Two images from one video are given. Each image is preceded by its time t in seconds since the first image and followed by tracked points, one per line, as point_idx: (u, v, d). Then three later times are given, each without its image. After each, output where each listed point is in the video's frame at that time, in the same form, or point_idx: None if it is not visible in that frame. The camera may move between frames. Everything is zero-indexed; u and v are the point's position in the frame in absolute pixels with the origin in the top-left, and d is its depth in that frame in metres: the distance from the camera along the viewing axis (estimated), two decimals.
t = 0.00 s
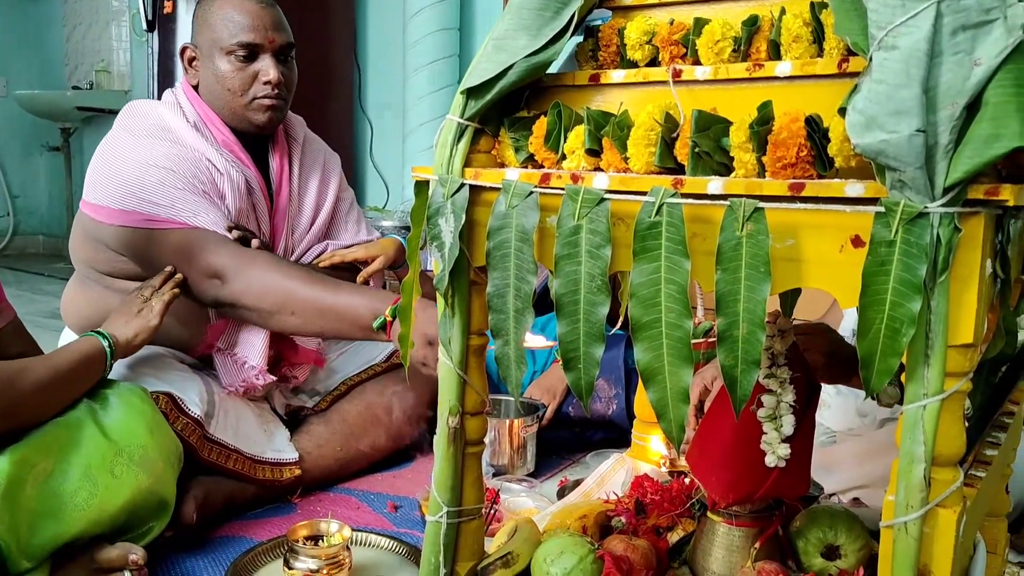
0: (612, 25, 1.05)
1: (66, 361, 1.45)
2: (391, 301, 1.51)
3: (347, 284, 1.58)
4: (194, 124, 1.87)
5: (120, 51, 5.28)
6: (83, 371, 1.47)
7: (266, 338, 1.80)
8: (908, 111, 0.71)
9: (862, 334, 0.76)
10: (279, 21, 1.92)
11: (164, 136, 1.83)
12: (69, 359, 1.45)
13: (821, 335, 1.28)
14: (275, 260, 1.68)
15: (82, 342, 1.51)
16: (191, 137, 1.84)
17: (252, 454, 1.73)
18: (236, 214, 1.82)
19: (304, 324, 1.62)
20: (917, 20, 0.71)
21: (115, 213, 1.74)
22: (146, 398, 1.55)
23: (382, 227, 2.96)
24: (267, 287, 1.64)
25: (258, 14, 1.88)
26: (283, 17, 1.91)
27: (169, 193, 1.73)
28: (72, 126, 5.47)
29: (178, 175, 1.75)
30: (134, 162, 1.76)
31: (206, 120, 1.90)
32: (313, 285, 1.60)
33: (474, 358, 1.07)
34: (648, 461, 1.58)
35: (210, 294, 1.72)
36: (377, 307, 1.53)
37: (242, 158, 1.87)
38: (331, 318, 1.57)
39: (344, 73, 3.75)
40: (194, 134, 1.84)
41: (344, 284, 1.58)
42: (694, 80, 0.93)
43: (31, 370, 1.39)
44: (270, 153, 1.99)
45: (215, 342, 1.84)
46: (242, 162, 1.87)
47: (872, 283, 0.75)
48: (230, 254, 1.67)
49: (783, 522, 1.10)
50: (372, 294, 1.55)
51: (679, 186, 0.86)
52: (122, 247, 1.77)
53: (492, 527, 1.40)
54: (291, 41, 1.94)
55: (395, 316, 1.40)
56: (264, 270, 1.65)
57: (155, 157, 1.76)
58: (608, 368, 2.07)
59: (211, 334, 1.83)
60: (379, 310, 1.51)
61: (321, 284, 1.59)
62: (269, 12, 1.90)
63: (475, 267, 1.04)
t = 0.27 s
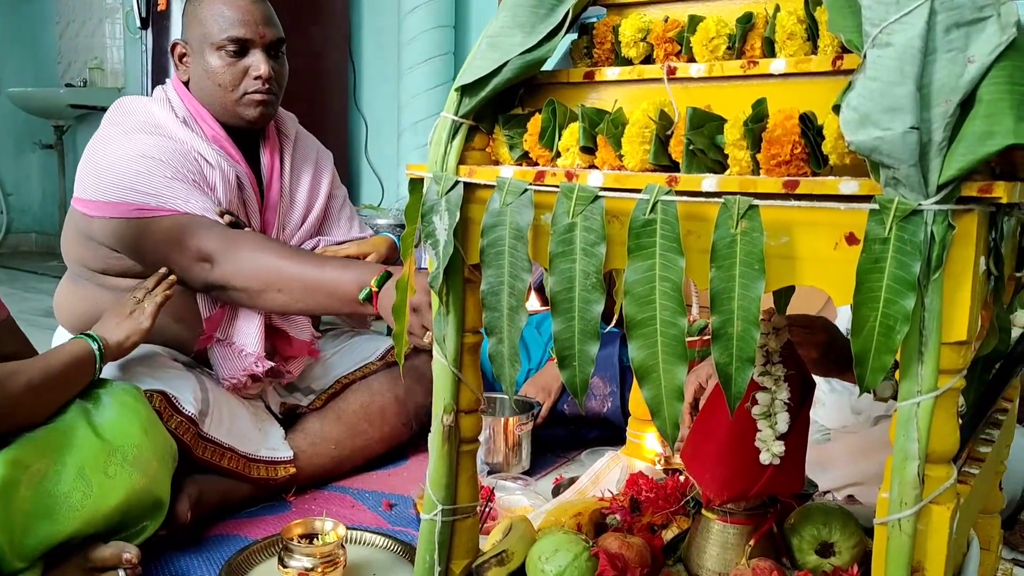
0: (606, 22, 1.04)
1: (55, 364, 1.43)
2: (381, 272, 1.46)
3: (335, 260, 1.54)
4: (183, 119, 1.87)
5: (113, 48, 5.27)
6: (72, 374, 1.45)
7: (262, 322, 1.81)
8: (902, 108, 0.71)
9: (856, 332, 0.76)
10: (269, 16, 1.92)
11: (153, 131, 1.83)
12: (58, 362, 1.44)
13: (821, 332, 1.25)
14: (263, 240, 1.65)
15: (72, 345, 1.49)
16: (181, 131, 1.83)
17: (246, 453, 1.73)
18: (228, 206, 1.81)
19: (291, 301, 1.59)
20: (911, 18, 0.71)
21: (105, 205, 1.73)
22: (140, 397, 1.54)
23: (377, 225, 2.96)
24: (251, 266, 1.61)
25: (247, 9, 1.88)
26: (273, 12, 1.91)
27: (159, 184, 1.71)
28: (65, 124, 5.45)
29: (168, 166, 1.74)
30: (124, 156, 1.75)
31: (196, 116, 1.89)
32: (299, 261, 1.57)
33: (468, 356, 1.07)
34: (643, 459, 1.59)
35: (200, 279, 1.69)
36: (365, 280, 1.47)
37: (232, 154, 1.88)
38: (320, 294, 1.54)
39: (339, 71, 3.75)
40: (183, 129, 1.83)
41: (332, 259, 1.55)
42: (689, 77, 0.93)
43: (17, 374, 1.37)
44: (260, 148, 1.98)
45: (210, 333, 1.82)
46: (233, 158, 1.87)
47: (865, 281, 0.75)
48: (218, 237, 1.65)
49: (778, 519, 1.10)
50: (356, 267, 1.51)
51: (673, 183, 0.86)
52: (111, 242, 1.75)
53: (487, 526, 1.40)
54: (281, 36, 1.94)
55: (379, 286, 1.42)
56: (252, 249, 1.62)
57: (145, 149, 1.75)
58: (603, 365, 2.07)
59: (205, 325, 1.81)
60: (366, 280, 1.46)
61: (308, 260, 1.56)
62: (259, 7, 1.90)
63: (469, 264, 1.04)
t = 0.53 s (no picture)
0: (603, 21, 1.05)
1: (43, 368, 1.42)
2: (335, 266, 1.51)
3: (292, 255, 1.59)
4: (173, 117, 1.87)
5: (109, 46, 5.26)
6: (62, 377, 1.44)
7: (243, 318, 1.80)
8: (897, 106, 0.71)
9: (852, 329, 0.76)
10: (261, 13, 1.92)
11: (142, 127, 1.83)
12: (46, 365, 1.43)
13: (816, 327, 1.25)
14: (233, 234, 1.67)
15: (59, 348, 1.48)
16: (170, 127, 1.83)
17: (242, 451, 1.73)
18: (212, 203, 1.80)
19: (252, 295, 1.62)
20: (906, 16, 0.72)
21: (90, 200, 1.73)
22: (135, 396, 1.54)
23: (374, 223, 2.96)
24: (214, 261, 1.64)
25: (239, 5, 1.87)
26: (265, 9, 1.91)
27: (143, 178, 1.71)
28: (61, 122, 5.44)
29: (154, 162, 1.74)
30: (111, 152, 1.75)
31: (186, 113, 1.89)
32: (262, 257, 1.60)
33: (465, 354, 1.07)
34: (639, 457, 1.59)
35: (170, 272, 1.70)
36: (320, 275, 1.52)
37: (222, 151, 1.88)
38: (278, 290, 1.58)
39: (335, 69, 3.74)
40: (172, 126, 1.83)
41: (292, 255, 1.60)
42: (686, 76, 0.93)
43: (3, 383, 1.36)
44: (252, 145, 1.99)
45: (191, 331, 1.79)
46: (222, 155, 1.87)
47: (861, 279, 0.76)
48: (189, 230, 1.66)
49: (774, 516, 1.10)
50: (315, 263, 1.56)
51: (669, 181, 0.86)
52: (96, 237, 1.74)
53: (483, 523, 1.40)
54: (273, 33, 1.94)
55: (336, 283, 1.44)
56: (220, 243, 1.64)
57: (132, 145, 1.76)
58: (599, 364, 2.08)
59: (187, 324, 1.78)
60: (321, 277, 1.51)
61: (267, 255, 1.60)
62: (252, 4, 1.90)
63: (466, 262, 1.04)
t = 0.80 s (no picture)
0: (600, 18, 1.05)
1: (37, 369, 1.42)
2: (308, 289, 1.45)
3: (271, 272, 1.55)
4: (168, 115, 1.86)
5: (107, 44, 5.25)
6: (56, 379, 1.44)
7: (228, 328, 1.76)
8: (895, 102, 0.71)
9: (850, 327, 0.76)
10: (258, 10, 1.91)
11: (137, 125, 1.82)
12: (41, 368, 1.42)
13: (811, 327, 1.25)
14: (215, 245, 1.65)
15: (52, 350, 1.47)
16: (165, 126, 1.82)
17: (240, 450, 1.72)
18: (205, 204, 1.79)
19: (225, 310, 1.58)
20: (905, 13, 0.72)
21: (81, 200, 1.72)
22: (133, 395, 1.53)
23: (371, 221, 2.95)
24: (194, 271, 1.61)
25: (236, 3, 1.87)
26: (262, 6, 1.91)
27: (134, 180, 1.71)
28: (59, 121, 5.43)
29: (147, 162, 1.73)
30: (105, 151, 1.75)
31: (182, 110, 1.89)
32: (239, 272, 1.56)
33: (462, 352, 1.07)
34: (638, 455, 1.59)
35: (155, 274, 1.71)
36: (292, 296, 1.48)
37: (217, 149, 1.87)
38: (249, 307, 1.53)
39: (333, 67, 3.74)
40: (167, 124, 1.83)
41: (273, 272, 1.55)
42: (684, 72, 0.93)
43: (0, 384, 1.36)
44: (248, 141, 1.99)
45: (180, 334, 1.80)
46: (217, 152, 1.87)
47: (860, 276, 0.75)
48: (174, 235, 1.66)
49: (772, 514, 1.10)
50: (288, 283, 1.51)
51: (667, 178, 0.86)
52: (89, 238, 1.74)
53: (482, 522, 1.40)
54: (270, 31, 1.93)
55: (305, 306, 1.37)
56: (201, 253, 1.62)
57: (125, 145, 1.76)
58: (597, 362, 2.08)
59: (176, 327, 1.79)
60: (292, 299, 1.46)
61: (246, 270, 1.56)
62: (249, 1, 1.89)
63: (464, 260, 1.04)
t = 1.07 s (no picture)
0: (600, 16, 1.04)
1: (38, 370, 1.41)
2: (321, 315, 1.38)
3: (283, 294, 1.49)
4: (173, 115, 1.86)
5: (105, 44, 5.25)
6: (57, 381, 1.44)
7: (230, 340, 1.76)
8: (896, 101, 0.71)
9: (851, 325, 0.76)
10: (263, 11, 1.91)
11: (141, 126, 1.82)
12: (42, 369, 1.42)
13: (810, 329, 1.26)
14: (222, 259, 1.60)
15: (53, 353, 1.47)
16: (169, 127, 1.82)
17: (239, 450, 1.72)
18: (207, 206, 1.80)
19: (237, 328, 1.53)
20: (905, 10, 0.72)
21: (84, 202, 1.70)
22: (133, 394, 1.53)
23: (370, 220, 2.95)
24: (204, 287, 1.57)
25: (242, 4, 1.86)
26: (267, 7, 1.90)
27: (137, 185, 1.69)
28: (57, 121, 5.42)
29: (150, 166, 1.72)
30: (108, 154, 1.74)
31: (186, 110, 1.89)
32: (251, 292, 1.51)
33: (462, 352, 1.07)
34: (637, 454, 1.58)
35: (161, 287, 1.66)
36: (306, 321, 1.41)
37: (221, 149, 1.87)
38: (261, 328, 1.48)
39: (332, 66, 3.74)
40: (172, 125, 1.83)
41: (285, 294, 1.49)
42: (683, 71, 0.93)
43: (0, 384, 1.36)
44: (251, 142, 1.98)
45: (177, 339, 1.78)
46: (221, 154, 1.87)
47: (860, 275, 0.75)
48: (183, 248, 1.62)
49: (772, 512, 1.10)
50: (304, 306, 1.44)
51: (667, 177, 0.86)
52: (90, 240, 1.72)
53: (481, 521, 1.39)
54: (275, 32, 1.93)
55: (317, 334, 1.29)
56: (209, 269, 1.58)
57: (129, 146, 1.75)
58: (597, 361, 2.08)
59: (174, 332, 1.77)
60: (304, 324, 1.38)
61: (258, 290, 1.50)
62: (253, 2, 1.89)
63: (463, 259, 1.04)
